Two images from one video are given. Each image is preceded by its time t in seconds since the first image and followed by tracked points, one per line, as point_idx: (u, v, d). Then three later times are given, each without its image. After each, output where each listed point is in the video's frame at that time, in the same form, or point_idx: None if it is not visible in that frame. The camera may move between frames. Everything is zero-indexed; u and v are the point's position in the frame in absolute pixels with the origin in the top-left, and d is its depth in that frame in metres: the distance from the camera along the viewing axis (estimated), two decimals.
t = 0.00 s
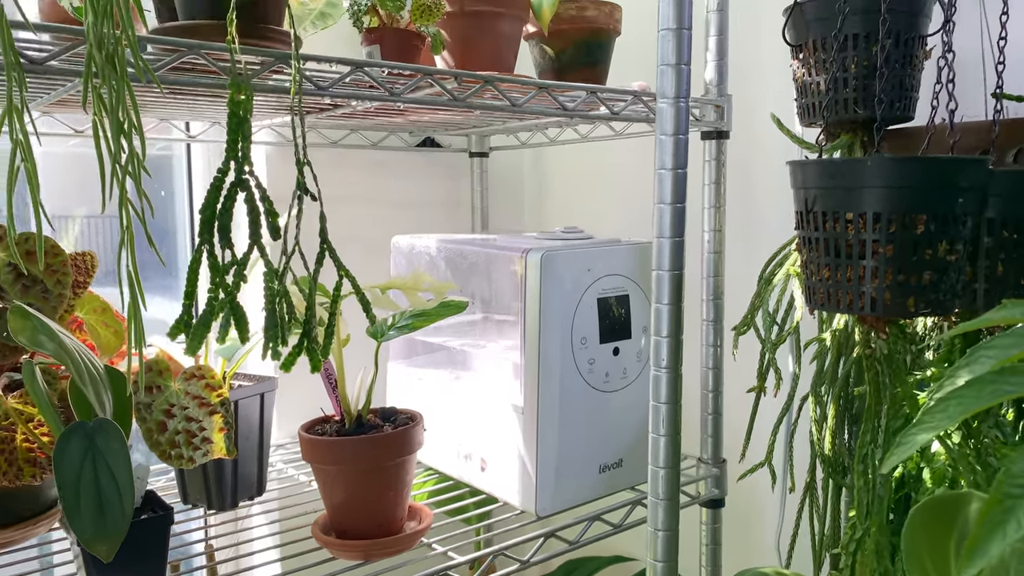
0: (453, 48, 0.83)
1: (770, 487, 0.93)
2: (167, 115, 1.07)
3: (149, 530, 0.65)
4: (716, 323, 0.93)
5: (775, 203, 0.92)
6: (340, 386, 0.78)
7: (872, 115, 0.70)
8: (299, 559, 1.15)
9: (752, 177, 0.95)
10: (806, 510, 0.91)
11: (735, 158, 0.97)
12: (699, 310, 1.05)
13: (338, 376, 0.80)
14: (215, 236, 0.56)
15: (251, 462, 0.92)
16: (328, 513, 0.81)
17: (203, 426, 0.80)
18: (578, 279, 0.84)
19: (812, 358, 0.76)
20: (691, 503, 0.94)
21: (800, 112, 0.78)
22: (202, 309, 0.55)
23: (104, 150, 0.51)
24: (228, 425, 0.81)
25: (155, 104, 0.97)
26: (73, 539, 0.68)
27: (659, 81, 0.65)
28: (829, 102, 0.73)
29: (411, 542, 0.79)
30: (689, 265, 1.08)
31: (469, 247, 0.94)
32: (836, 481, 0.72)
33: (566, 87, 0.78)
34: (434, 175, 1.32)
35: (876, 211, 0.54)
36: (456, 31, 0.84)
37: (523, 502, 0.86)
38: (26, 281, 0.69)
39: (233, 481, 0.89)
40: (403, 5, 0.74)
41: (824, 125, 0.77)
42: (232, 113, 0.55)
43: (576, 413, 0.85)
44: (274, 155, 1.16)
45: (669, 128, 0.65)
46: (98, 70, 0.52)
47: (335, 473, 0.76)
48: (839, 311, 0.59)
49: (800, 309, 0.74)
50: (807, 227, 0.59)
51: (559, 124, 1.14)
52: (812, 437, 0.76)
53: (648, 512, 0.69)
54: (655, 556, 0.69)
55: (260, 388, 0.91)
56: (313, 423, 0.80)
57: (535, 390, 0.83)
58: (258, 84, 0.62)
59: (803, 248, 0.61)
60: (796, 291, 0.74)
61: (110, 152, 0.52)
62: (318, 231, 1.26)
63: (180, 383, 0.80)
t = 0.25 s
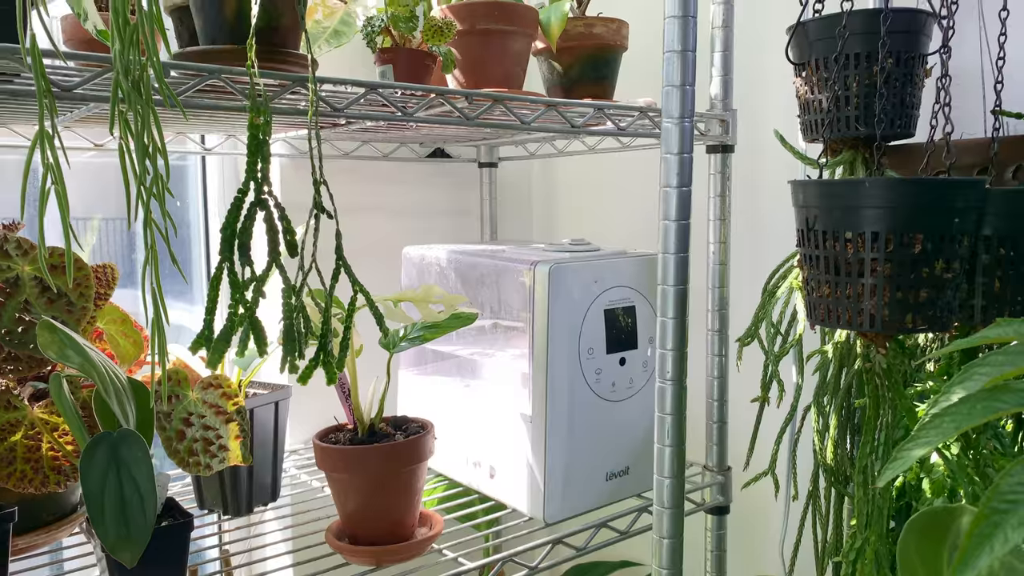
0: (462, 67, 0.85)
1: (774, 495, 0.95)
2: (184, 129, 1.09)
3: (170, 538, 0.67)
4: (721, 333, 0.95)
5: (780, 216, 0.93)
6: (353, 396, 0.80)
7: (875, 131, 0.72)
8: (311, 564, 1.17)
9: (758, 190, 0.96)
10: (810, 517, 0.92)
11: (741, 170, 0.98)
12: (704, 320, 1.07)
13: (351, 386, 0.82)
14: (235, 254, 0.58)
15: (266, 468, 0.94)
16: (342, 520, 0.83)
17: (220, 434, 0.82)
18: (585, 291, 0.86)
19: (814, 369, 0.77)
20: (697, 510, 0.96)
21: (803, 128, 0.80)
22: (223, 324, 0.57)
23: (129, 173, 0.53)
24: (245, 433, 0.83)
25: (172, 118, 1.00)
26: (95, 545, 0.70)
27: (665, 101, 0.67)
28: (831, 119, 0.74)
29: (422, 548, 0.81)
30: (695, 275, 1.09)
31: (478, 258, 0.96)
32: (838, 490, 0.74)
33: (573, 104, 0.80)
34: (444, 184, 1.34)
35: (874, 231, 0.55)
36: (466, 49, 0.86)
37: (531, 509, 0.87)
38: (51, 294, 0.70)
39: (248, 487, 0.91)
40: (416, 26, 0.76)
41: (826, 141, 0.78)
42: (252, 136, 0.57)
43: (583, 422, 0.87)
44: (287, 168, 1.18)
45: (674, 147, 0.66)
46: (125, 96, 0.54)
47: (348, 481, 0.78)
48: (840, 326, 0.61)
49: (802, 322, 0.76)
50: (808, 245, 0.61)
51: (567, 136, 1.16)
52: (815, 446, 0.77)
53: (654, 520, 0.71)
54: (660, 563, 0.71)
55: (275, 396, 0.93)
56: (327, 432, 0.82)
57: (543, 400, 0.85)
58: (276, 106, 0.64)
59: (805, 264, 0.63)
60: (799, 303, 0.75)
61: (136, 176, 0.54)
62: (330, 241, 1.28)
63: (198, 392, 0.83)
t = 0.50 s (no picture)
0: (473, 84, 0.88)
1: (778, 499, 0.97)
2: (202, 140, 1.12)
3: (191, 541, 0.69)
4: (726, 341, 0.97)
5: (783, 227, 0.95)
6: (367, 403, 0.82)
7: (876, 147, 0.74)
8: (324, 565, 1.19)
9: (763, 201, 0.98)
10: (813, 522, 0.94)
11: (746, 181, 1.00)
12: (710, 328, 1.09)
13: (366, 392, 0.84)
14: (257, 268, 0.61)
15: (282, 472, 0.96)
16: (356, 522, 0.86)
17: (239, 439, 0.84)
18: (593, 300, 0.88)
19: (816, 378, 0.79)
20: (702, 514, 0.98)
21: (806, 142, 0.82)
22: (245, 335, 0.60)
23: (157, 192, 0.56)
24: (261, 438, 0.87)
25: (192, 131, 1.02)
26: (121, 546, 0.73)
27: (670, 118, 0.69)
28: (833, 135, 0.76)
29: (434, 551, 0.83)
30: (701, 283, 1.11)
31: (489, 268, 0.99)
32: (840, 495, 0.75)
33: (581, 120, 0.83)
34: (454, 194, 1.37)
35: (872, 247, 0.57)
36: (478, 65, 0.89)
37: (540, 513, 0.90)
38: (78, 304, 0.73)
39: (264, 490, 0.94)
40: (429, 44, 0.79)
41: (829, 154, 0.80)
42: (273, 155, 0.59)
43: (591, 428, 0.89)
44: (302, 178, 1.21)
45: (679, 163, 0.69)
46: (153, 118, 0.57)
47: (363, 485, 0.80)
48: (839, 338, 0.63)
49: (804, 332, 0.78)
50: (809, 259, 0.63)
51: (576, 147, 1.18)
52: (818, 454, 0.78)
53: (659, 525, 0.73)
54: (665, 567, 0.73)
55: (291, 402, 0.95)
56: (342, 437, 0.85)
57: (552, 406, 0.87)
58: (295, 125, 0.67)
59: (805, 277, 0.65)
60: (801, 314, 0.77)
61: (163, 194, 0.57)
62: (343, 249, 1.31)
63: (217, 398, 0.85)
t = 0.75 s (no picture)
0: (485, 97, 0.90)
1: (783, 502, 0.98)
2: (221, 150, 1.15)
3: (213, 542, 0.72)
4: (733, 347, 0.99)
5: (789, 235, 0.97)
6: (382, 407, 0.85)
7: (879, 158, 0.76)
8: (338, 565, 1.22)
9: (769, 210, 1.00)
10: (818, 525, 0.96)
11: (752, 190, 1.02)
12: (717, 335, 1.11)
13: (381, 396, 0.87)
14: (278, 277, 0.63)
15: (298, 473, 0.98)
16: (371, 523, 0.88)
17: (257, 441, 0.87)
18: (603, 306, 0.90)
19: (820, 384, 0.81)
20: (709, 517, 0.99)
21: (811, 153, 0.83)
22: (267, 342, 0.62)
23: (185, 206, 0.58)
24: (279, 440, 0.91)
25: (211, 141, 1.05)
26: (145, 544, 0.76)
27: (676, 132, 0.72)
28: (837, 146, 0.78)
29: (446, 551, 0.85)
30: (709, 290, 1.13)
31: (500, 275, 1.01)
32: (843, 499, 0.77)
33: (590, 132, 0.85)
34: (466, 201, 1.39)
35: (871, 258, 0.59)
36: (490, 78, 0.91)
37: (550, 514, 0.92)
38: (105, 310, 0.75)
39: (282, 491, 0.96)
40: (443, 59, 0.81)
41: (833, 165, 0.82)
42: (294, 169, 0.62)
43: (600, 432, 0.91)
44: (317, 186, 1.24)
45: (685, 176, 0.71)
46: (180, 134, 0.59)
47: (378, 486, 0.83)
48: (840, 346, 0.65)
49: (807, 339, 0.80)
50: (811, 270, 0.65)
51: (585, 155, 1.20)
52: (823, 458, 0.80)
53: (666, 526, 0.75)
54: (672, 567, 0.75)
55: (308, 405, 0.98)
56: (358, 439, 0.87)
57: (562, 410, 0.89)
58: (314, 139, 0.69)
59: (808, 287, 0.67)
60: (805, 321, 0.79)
61: (190, 206, 0.59)
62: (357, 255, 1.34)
63: (237, 401, 0.89)
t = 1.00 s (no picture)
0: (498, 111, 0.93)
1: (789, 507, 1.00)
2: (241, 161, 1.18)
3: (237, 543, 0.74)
4: (740, 354, 1.01)
5: (795, 245, 0.99)
6: (398, 413, 0.88)
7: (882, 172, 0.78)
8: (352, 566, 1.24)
9: (775, 220, 1.02)
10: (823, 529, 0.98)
11: (759, 200, 1.04)
12: (724, 341, 1.13)
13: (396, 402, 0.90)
14: (300, 289, 0.66)
15: (316, 475, 1.01)
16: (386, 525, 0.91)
17: (277, 445, 0.90)
18: (612, 315, 0.93)
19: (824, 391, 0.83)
20: (716, 520, 1.02)
21: (816, 166, 0.85)
22: (289, 351, 0.65)
23: (212, 222, 0.61)
24: (297, 444, 0.92)
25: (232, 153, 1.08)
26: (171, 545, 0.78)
27: (684, 147, 0.74)
28: (841, 160, 0.80)
29: (460, 553, 0.88)
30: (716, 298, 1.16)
31: (511, 283, 1.04)
32: (847, 504, 0.79)
33: (600, 146, 0.87)
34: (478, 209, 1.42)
35: (872, 272, 0.62)
36: (503, 93, 0.94)
37: (560, 517, 0.94)
38: (132, 320, 0.78)
39: (299, 493, 0.99)
40: (457, 76, 0.84)
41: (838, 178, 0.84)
42: (316, 187, 0.64)
43: (609, 437, 0.93)
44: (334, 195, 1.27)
45: (692, 190, 0.73)
46: (208, 153, 0.61)
47: (393, 489, 0.85)
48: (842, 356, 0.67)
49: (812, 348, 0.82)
50: (814, 283, 0.67)
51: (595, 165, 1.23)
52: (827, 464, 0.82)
53: (673, 530, 0.77)
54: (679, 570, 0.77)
55: (325, 410, 1.01)
56: (374, 444, 0.90)
57: (572, 416, 0.91)
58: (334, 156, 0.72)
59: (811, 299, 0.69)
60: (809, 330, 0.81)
61: (218, 222, 0.62)
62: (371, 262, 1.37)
63: (258, 406, 0.92)
